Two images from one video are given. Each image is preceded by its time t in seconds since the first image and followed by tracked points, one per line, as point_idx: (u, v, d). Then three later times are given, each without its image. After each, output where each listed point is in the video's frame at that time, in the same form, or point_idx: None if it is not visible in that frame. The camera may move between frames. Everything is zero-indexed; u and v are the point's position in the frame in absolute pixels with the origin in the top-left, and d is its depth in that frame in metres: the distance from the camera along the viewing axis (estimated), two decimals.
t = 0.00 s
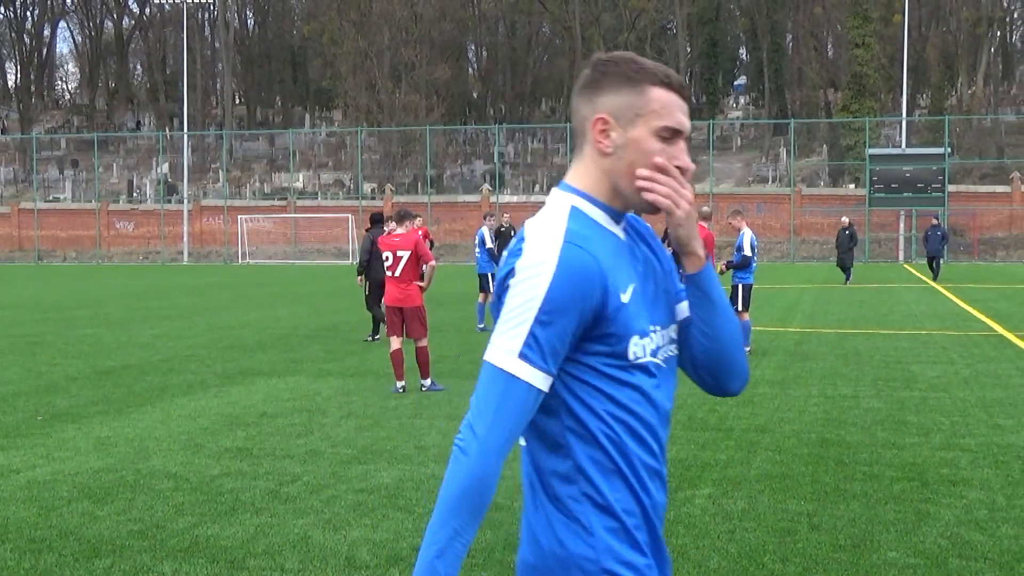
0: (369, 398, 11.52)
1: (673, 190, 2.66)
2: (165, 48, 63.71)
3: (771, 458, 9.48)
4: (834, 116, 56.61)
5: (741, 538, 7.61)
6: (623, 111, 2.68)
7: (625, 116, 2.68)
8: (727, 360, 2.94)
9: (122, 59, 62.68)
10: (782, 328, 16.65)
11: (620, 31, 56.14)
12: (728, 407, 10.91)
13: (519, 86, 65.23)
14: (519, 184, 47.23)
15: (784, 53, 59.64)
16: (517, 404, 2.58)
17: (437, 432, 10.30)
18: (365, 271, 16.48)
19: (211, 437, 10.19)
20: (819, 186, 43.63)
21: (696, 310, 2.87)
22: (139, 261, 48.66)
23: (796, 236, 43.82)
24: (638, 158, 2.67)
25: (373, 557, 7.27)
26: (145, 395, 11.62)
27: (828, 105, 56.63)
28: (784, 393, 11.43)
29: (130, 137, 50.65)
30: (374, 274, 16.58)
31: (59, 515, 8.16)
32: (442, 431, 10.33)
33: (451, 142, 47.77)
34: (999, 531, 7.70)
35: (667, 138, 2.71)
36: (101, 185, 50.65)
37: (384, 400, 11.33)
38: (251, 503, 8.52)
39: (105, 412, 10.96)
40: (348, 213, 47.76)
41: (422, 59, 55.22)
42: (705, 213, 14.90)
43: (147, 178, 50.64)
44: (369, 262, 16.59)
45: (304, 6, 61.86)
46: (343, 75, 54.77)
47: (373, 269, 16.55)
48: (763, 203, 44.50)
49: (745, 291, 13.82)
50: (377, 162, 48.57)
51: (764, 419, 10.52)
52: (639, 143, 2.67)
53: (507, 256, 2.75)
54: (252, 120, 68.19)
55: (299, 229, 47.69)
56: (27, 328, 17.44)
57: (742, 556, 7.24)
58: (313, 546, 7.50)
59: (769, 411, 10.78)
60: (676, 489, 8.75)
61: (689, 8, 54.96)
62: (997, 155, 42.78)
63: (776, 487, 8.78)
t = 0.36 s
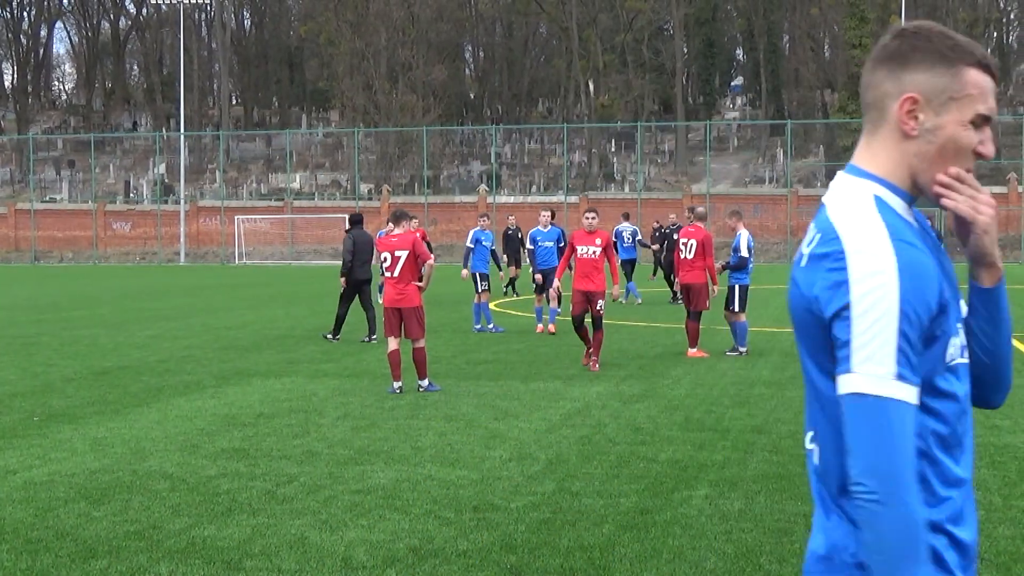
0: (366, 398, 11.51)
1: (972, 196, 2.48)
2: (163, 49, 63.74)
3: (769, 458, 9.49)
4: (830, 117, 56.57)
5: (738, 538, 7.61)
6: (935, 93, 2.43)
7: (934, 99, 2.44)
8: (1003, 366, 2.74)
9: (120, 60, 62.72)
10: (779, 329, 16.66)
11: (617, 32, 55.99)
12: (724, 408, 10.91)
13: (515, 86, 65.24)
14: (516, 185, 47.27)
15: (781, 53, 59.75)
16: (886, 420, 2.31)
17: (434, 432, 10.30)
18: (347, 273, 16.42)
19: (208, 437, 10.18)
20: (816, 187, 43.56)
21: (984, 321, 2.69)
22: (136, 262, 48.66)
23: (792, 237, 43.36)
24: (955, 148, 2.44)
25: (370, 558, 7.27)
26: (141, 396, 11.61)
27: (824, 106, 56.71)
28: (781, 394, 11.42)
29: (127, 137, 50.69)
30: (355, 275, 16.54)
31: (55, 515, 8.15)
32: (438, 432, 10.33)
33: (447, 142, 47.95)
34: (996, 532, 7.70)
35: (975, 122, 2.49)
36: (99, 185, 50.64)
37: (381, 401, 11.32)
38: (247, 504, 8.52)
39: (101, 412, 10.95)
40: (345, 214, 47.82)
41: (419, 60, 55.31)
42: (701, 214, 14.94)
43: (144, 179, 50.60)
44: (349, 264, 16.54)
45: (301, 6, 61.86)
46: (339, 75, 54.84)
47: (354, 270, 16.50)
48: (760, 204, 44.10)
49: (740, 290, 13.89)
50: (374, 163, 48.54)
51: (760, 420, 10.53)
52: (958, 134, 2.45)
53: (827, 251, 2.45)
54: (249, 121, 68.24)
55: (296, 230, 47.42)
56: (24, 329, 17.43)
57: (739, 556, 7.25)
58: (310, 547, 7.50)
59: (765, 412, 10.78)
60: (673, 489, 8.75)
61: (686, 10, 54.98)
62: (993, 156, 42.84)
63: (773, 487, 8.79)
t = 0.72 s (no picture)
0: (362, 399, 11.48)
1: None
2: (158, 50, 63.65)
3: (764, 459, 9.50)
4: (826, 117, 56.55)
5: (733, 539, 7.62)
6: None
7: None
8: None
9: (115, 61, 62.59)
10: (774, 329, 16.65)
11: (613, 33, 56.20)
12: (720, 409, 10.90)
13: (511, 87, 64.91)
14: (512, 185, 46.83)
15: (777, 54, 59.68)
16: None
17: (429, 434, 10.28)
18: (319, 272, 16.58)
19: (204, 438, 10.17)
20: (812, 188, 43.61)
21: None
22: (131, 263, 48.61)
23: (789, 237, 43.59)
24: None
25: (366, 559, 7.26)
26: (136, 397, 11.60)
27: (820, 107, 56.58)
28: (777, 395, 11.39)
29: (122, 138, 50.59)
30: (327, 274, 16.66)
31: (51, 517, 8.14)
32: (434, 432, 10.31)
33: (443, 143, 48.00)
34: (992, 532, 7.71)
35: None
36: (94, 186, 50.53)
37: (376, 401, 11.27)
38: (243, 505, 8.52)
39: (97, 414, 10.93)
40: (340, 214, 47.73)
41: (415, 60, 55.25)
42: (697, 215, 14.90)
43: (140, 180, 50.50)
44: (321, 265, 16.76)
45: (296, 7, 61.89)
46: (335, 76, 54.76)
47: (326, 269, 16.66)
48: (756, 205, 44.37)
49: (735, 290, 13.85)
50: (369, 163, 48.50)
51: (756, 421, 10.52)
52: None
53: None
54: (245, 122, 68.22)
55: (291, 231, 47.62)
56: (19, 330, 17.39)
57: (734, 557, 7.25)
58: (306, 548, 7.49)
59: (761, 413, 10.78)
60: (669, 490, 8.75)
61: (682, 11, 55.02)
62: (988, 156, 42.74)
63: (769, 488, 8.79)
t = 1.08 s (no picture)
0: (357, 401, 11.45)
1: None
2: (153, 51, 63.51)
3: (759, 460, 9.50)
4: (822, 118, 56.64)
5: (729, 540, 7.62)
6: None
7: None
8: None
9: (110, 62, 62.42)
10: (770, 331, 16.63)
11: (610, 34, 56.50)
12: (716, 410, 10.88)
13: (507, 88, 64.95)
14: (508, 186, 46.74)
15: (772, 55, 59.67)
16: None
17: (424, 435, 10.26)
18: (297, 272, 16.79)
19: (199, 439, 10.17)
20: (807, 189, 43.62)
21: None
22: (126, 265, 48.54)
23: (784, 238, 43.54)
24: None
25: (361, 560, 7.26)
26: (131, 398, 11.58)
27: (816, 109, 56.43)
28: (772, 396, 11.39)
29: (116, 140, 50.41)
30: (304, 276, 16.86)
31: (46, 518, 8.14)
32: (429, 434, 10.30)
33: (439, 144, 47.91)
34: (987, 533, 7.72)
35: None
36: (89, 187, 50.37)
37: (371, 402, 11.26)
38: (239, 506, 8.52)
39: (92, 415, 10.92)
40: (336, 216, 47.68)
41: (410, 61, 55.19)
42: (690, 216, 14.75)
43: (135, 181, 50.36)
44: (300, 266, 16.90)
45: (292, 8, 61.89)
46: (330, 77, 54.66)
47: (303, 270, 16.86)
48: (751, 206, 44.38)
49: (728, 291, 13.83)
50: (365, 164, 48.53)
51: (751, 422, 10.50)
52: None
53: None
54: (241, 123, 68.11)
55: (287, 232, 47.91)
56: (14, 331, 17.34)
57: (729, 558, 7.25)
58: (301, 549, 7.49)
59: (756, 413, 10.76)
60: (664, 491, 8.76)
61: (678, 11, 54.95)
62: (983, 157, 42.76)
63: (764, 489, 8.79)
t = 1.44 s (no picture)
0: (355, 402, 11.42)
1: None
2: (152, 53, 63.45)
3: (758, 462, 9.50)
4: (820, 120, 56.61)
5: (727, 542, 7.62)
6: None
7: None
8: None
9: (109, 64, 62.38)
10: (768, 332, 16.62)
11: (607, 36, 56.69)
12: (714, 412, 10.86)
13: (505, 90, 65.07)
14: (507, 188, 46.77)
15: (771, 57, 59.66)
16: None
17: (423, 437, 10.24)
18: (282, 273, 16.84)
19: (197, 441, 10.16)
20: (805, 191, 43.71)
21: None
22: (125, 267, 48.54)
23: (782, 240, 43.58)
24: None
25: (360, 562, 7.26)
26: (129, 400, 11.58)
27: (814, 110, 56.34)
28: (770, 398, 11.37)
29: (116, 141, 50.40)
30: (292, 276, 16.87)
31: (45, 520, 8.14)
32: (428, 435, 10.28)
33: (438, 146, 47.87)
34: (985, 536, 7.72)
35: None
36: (88, 189, 50.37)
37: (370, 403, 11.23)
38: (238, 508, 8.53)
39: (90, 417, 10.92)
40: (334, 217, 47.75)
41: (409, 63, 55.24)
42: (679, 217, 14.79)
43: (134, 182, 50.39)
44: (287, 267, 16.93)
45: (291, 10, 61.98)
46: (328, 79, 54.67)
47: (290, 270, 16.88)
48: (750, 207, 44.35)
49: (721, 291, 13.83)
50: (363, 166, 48.59)
51: (750, 424, 10.49)
52: None
53: None
54: (240, 124, 68.16)
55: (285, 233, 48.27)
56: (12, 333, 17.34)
57: (728, 560, 7.25)
58: (300, 551, 7.49)
59: (754, 416, 10.75)
60: (663, 493, 8.76)
61: (676, 13, 54.97)
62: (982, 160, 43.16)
63: (762, 492, 8.79)
